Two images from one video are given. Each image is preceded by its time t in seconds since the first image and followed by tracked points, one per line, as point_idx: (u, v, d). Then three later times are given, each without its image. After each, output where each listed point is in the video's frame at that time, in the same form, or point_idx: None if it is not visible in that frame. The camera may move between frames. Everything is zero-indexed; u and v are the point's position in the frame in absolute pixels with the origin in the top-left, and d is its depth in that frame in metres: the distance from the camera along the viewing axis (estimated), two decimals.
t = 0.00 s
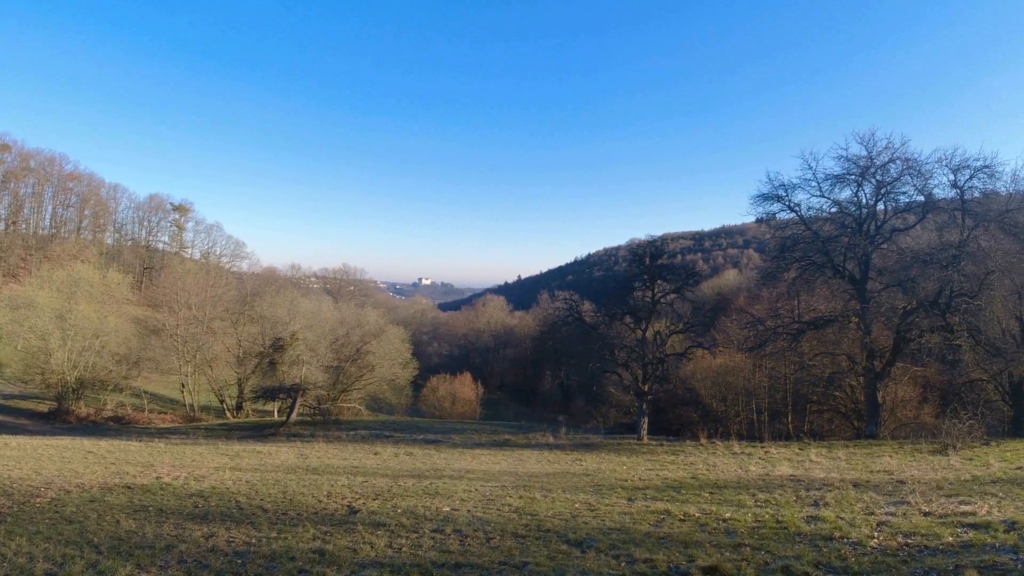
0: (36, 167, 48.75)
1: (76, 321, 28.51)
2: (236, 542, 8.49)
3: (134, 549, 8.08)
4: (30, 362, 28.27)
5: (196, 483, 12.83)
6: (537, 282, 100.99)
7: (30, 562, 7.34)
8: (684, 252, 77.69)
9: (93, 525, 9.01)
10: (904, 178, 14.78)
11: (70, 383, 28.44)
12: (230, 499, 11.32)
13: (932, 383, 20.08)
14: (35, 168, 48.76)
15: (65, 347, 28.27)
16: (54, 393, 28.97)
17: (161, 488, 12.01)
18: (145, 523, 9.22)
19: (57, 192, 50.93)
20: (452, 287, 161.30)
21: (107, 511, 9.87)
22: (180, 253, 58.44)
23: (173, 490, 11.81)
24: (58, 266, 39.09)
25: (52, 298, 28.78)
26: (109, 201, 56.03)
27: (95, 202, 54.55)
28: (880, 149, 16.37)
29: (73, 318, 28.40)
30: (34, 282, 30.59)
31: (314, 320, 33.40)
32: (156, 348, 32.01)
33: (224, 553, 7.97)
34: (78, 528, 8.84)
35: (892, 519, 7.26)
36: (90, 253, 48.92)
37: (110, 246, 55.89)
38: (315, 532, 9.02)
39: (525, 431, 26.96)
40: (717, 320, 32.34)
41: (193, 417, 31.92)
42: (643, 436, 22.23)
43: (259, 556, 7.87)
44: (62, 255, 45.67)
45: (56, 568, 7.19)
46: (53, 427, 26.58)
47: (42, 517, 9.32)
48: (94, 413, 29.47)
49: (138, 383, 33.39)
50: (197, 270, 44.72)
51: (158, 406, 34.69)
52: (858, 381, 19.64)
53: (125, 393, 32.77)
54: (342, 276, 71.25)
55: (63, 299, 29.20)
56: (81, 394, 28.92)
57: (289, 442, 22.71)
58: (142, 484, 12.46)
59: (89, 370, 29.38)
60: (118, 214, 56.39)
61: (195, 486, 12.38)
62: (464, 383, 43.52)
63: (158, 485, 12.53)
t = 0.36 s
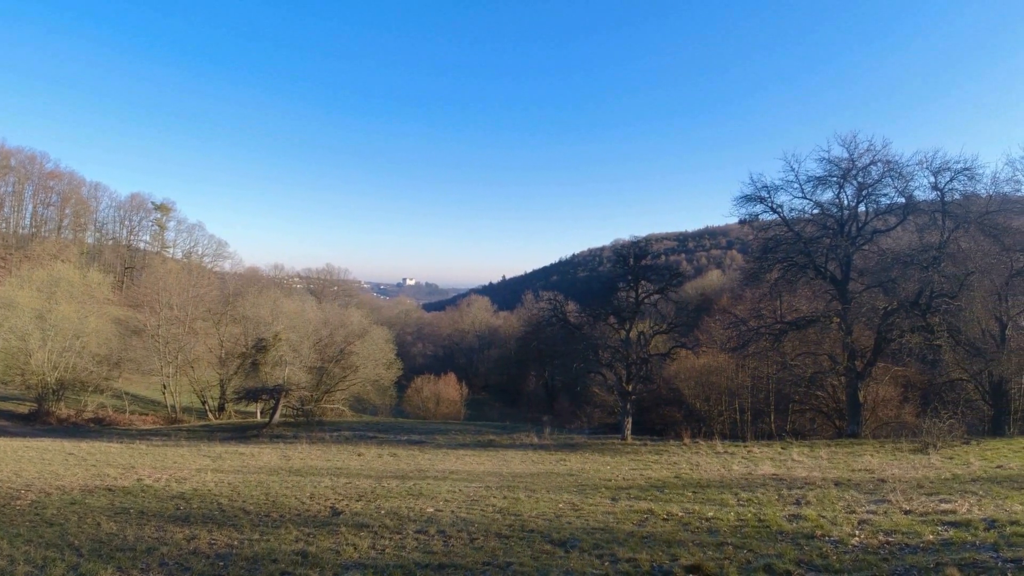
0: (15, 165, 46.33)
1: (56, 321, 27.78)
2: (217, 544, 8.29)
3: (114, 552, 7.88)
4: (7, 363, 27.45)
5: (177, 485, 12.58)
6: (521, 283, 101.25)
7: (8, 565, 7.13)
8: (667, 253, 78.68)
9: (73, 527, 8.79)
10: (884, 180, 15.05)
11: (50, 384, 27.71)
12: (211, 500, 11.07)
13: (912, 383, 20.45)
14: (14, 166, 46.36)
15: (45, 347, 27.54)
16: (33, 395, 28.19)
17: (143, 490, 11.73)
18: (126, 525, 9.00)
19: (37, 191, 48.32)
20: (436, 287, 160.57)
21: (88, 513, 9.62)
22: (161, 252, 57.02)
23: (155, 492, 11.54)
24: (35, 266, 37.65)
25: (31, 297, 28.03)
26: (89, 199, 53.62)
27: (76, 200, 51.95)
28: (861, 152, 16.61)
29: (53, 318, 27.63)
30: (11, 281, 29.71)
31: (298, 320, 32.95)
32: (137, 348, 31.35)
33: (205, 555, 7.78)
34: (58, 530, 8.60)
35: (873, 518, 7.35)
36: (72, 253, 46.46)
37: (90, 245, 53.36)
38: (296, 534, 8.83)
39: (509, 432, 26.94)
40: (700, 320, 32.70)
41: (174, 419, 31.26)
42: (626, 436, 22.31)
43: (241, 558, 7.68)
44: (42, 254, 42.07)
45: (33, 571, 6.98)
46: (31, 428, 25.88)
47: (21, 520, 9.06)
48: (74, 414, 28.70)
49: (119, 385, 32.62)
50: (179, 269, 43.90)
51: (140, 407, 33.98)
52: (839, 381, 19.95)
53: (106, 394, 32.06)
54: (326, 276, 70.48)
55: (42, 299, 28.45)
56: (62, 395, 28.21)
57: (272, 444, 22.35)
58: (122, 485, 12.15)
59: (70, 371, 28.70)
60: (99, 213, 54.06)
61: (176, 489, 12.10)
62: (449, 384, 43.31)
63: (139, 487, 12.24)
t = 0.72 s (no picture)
0: None
1: (37, 321, 27.07)
2: (198, 546, 8.09)
3: (94, 555, 7.68)
4: None
5: (160, 486, 12.35)
6: (506, 283, 101.44)
7: None
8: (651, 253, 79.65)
9: (54, 531, 8.58)
10: (866, 182, 15.30)
11: (30, 386, 27.02)
12: (192, 502, 10.84)
13: (893, 382, 20.83)
14: None
15: (25, 347, 26.80)
16: (11, 396, 27.43)
17: (126, 491, 11.49)
18: (107, 528, 8.78)
19: (17, 189, 46.10)
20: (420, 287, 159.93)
21: (69, 516, 9.40)
22: (143, 252, 55.94)
23: (137, 494, 11.30)
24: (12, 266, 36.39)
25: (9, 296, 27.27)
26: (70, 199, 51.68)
27: (57, 199, 49.70)
28: (843, 154, 16.85)
29: (34, 318, 26.86)
30: None
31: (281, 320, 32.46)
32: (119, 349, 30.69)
33: (185, 558, 7.58)
34: (39, 533, 8.47)
35: (854, 516, 7.44)
36: (52, 252, 44.37)
37: (71, 245, 51.41)
38: (278, 535, 8.64)
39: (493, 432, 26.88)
40: (684, 320, 32.99)
41: (155, 420, 30.66)
42: (610, 436, 22.37)
43: (223, 560, 7.50)
44: (21, 255, 40.16)
45: None
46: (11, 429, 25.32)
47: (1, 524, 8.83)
48: (55, 416, 28.00)
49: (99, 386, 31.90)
50: (159, 269, 43.05)
51: (122, 408, 33.31)
52: (821, 381, 20.21)
53: (87, 395, 31.38)
54: (310, 275, 69.67)
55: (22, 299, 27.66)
56: (43, 396, 27.59)
57: (255, 445, 21.96)
58: (103, 487, 11.83)
59: (50, 373, 28.05)
60: (80, 212, 52.31)
61: (158, 490, 11.81)
62: (433, 384, 43.05)
63: (122, 488, 11.97)
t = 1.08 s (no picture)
0: None
1: (13, 321, 26.16)
2: (177, 549, 7.85)
3: (72, 558, 7.44)
4: None
5: (140, 488, 12.03)
6: (489, 282, 101.52)
7: None
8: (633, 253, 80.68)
9: (31, 534, 8.29)
10: (845, 184, 15.58)
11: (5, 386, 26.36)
12: (172, 504, 10.55)
13: (871, 382, 21.28)
14: None
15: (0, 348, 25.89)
16: None
17: (106, 493, 11.16)
18: (83, 531, 8.50)
19: None
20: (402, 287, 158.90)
21: (47, 519, 9.10)
22: (121, 251, 54.55)
23: (116, 496, 10.96)
24: None
25: None
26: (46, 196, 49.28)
27: (34, 197, 46.86)
28: (823, 156, 17.12)
29: (9, 318, 25.90)
30: None
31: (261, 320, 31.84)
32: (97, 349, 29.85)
33: (163, 561, 7.35)
34: (16, 535, 8.22)
35: (833, 514, 7.54)
36: (28, 250, 42.20)
37: (49, 244, 49.30)
38: (257, 537, 8.42)
39: (476, 432, 26.79)
40: (666, 321, 33.31)
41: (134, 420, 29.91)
42: (592, 436, 22.39)
43: (202, 563, 7.28)
44: None
45: None
46: None
47: None
48: (32, 417, 27.20)
49: (78, 386, 31.05)
50: (136, 267, 41.97)
51: (99, 409, 32.57)
52: (801, 381, 20.55)
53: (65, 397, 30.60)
54: (291, 275, 68.57)
55: None
56: (20, 397, 27.25)
57: (236, 447, 21.50)
58: (82, 489, 11.45)
59: (27, 373, 27.38)
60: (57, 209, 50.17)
61: (137, 492, 11.45)
62: (415, 385, 42.72)
63: (101, 490, 11.61)
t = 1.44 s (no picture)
0: None
1: None
2: (157, 550, 7.63)
3: (50, 560, 7.18)
4: None
5: (119, 489, 11.71)
6: (472, 282, 101.46)
7: None
8: (616, 253, 81.51)
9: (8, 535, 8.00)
10: (826, 186, 15.82)
11: None
12: (152, 505, 10.27)
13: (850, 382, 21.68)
14: None
15: None
16: None
17: (84, 494, 10.83)
18: (60, 532, 8.22)
19: None
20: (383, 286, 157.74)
21: (25, 520, 8.78)
22: (102, 249, 52.85)
23: (95, 497, 10.64)
24: None
25: None
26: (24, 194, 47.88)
27: (11, 194, 45.41)
28: (804, 158, 17.35)
29: None
30: None
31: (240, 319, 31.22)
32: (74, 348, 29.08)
33: (142, 562, 7.12)
34: None
35: (813, 512, 7.63)
36: (8, 249, 40.84)
37: (27, 241, 47.78)
38: (239, 538, 8.22)
39: (459, 432, 26.67)
40: (649, 321, 33.57)
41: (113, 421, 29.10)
42: (575, 436, 22.41)
43: (182, 565, 7.08)
44: None
45: None
46: None
47: None
48: (9, 418, 26.38)
49: (55, 387, 30.22)
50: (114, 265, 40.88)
51: (78, 408, 31.76)
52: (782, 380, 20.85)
53: (43, 398, 29.84)
54: (274, 274, 67.40)
55: None
56: None
57: (216, 448, 21.04)
58: (61, 490, 11.08)
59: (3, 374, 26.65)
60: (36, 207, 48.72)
61: (116, 494, 11.12)
62: (398, 385, 42.35)
63: (78, 491, 11.29)
